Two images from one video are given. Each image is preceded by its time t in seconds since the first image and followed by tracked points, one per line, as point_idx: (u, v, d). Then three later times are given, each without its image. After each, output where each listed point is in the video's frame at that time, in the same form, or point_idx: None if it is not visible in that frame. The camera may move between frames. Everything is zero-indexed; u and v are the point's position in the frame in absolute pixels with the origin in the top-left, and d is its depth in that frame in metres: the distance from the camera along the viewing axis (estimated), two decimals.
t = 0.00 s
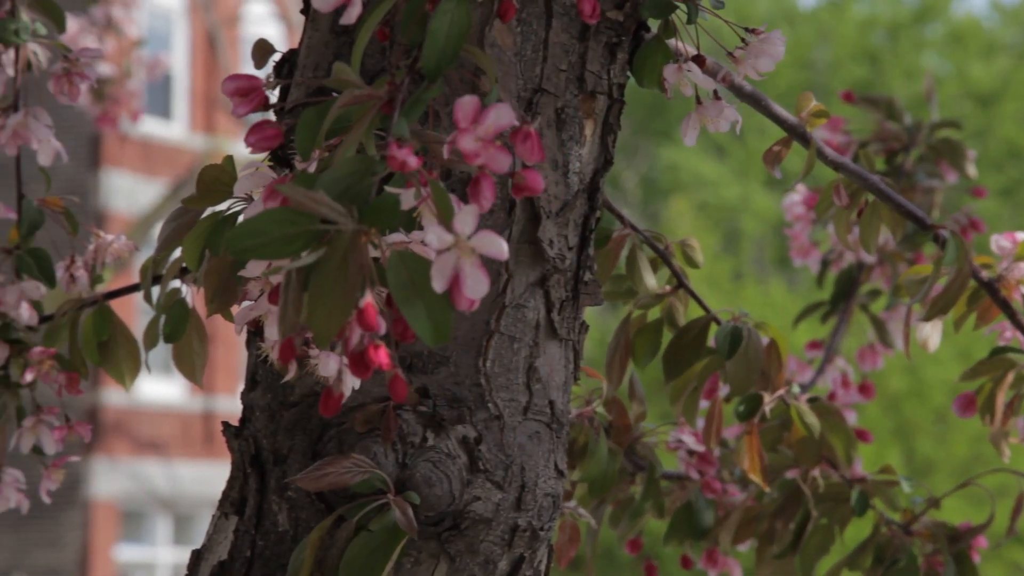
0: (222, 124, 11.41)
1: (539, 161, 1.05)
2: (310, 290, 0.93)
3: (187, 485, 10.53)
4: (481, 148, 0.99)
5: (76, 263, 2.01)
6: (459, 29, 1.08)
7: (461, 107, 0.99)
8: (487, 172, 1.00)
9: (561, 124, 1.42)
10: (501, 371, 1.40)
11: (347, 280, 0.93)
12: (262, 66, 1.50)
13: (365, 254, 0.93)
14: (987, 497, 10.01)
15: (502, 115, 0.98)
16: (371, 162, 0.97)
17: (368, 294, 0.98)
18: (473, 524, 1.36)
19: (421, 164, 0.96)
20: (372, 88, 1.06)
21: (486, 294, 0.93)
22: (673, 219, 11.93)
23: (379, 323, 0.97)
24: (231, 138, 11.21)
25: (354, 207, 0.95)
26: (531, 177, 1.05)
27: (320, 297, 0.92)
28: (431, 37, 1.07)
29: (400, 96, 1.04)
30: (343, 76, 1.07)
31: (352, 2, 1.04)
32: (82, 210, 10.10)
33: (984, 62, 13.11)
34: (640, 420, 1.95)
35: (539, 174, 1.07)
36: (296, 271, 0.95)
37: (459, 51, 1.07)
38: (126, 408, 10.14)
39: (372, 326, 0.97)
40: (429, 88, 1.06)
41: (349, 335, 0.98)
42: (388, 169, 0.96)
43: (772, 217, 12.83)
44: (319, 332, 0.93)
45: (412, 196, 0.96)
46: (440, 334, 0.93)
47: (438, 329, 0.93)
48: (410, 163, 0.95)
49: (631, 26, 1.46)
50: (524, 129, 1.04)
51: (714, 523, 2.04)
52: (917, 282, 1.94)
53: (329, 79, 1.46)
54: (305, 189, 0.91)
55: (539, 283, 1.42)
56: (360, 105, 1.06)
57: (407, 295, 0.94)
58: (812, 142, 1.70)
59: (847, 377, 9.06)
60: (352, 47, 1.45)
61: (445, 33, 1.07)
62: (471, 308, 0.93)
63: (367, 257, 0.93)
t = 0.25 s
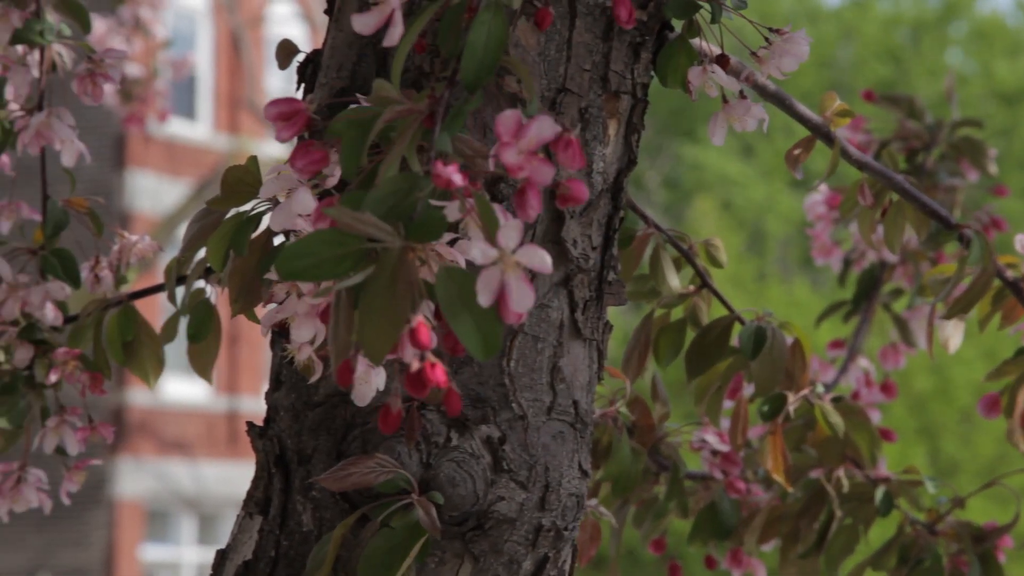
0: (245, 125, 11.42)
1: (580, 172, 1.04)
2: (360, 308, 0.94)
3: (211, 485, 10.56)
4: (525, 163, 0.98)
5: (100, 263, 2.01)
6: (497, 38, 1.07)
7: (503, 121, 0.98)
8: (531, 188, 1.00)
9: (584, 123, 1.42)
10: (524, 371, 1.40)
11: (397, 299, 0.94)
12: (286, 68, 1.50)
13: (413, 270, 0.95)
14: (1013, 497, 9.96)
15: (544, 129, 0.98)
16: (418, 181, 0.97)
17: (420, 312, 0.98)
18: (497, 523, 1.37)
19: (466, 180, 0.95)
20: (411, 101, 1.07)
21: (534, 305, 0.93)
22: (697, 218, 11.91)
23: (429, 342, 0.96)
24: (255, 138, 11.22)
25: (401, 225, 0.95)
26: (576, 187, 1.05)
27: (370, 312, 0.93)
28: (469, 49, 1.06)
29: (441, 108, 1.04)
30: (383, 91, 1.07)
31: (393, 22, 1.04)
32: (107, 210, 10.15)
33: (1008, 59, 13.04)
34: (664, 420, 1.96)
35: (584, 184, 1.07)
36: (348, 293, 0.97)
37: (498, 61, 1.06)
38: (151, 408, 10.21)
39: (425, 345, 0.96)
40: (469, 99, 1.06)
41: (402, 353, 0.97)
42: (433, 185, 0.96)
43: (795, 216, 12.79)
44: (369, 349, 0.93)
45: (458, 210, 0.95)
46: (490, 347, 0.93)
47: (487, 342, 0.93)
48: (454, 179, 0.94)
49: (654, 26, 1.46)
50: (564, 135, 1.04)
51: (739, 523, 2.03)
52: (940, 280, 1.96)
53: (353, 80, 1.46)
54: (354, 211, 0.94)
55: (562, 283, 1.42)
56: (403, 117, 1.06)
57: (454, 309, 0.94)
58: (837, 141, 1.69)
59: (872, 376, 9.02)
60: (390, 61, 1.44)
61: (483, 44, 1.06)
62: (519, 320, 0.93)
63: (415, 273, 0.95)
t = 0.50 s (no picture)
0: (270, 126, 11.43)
1: (573, 154, 1.04)
2: (336, 274, 0.94)
3: (236, 485, 10.59)
4: (515, 134, 0.99)
5: (125, 264, 2.02)
6: (495, 18, 1.07)
7: (496, 90, 0.99)
8: (519, 162, 1.00)
9: (609, 125, 1.42)
10: (549, 371, 1.40)
11: (376, 265, 0.93)
12: (310, 70, 1.49)
13: (393, 238, 0.95)
14: None
15: (536, 101, 0.98)
16: (406, 150, 1.01)
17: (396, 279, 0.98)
18: (522, 525, 1.36)
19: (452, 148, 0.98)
20: (406, 77, 1.07)
21: (514, 276, 0.95)
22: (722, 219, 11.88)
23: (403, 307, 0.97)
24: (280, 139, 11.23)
25: (388, 195, 1.00)
26: (564, 165, 1.04)
27: (345, 280, 0.93)
28: (466, 29, 1.06)
29: (435, 85, 1.06)
30: (376, 65, 1.06)
31: None
32: (133, 211, 10.20)
33: None
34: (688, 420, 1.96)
35: (572, 163, 1.05)
36: (324, 259, 0.98)
37: (496, 39, 1.06)
38: (176, 408, 10.19)
39: (400, 312, 0.97)
40: (464, 77, 1.07)
41: (376, 319, 0.98)
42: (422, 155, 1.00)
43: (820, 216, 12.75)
44: (342, 312, 0.93)
45: (447, 181, 0.98)
46: (466, 319, 0.93)
47: (462, 316, 0.93)
48: (439, 145, 0.97)
49: (679, 26, 1.46)
50: (557, 120, 1.04)
51: (762, 524, 2.05)
52: (968, 282, 1.94)
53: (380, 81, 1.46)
54: (339, 174, 0.96)
55: (588, 284, 1.42)
56: (399, 94, 1.07)
57: (433, 279, 0.93)
58: (862, 140, 1.69)
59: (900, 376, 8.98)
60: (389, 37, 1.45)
61: (481, 23, 1.06)
62: (498, 293, 0.94)
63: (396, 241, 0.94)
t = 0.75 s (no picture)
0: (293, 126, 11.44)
1: (576, 171, 1.06)
2: (339, 288, 0.95)
3: (260, 485, 10.65)
4: (520, 152, 0.98)
5: (147, 264, 2.02)
6: (505, 29, 1.06)
7: (501, 109, 0.98)
8: (524, 178, 1.00)
9: (633, 124, 1.42)
10: (573, 371, 1.40)
11: (380, 279, 0.94)
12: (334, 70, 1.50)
13: (400, 251, 0.96)
14: None
15: (541, 121, 0.98)
16: (413, 165, 1.01)
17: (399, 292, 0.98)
18: (546, 525, 1.36)
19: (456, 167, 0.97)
20: (416, 87, 1.09)
21: (516, 297, 0.95)
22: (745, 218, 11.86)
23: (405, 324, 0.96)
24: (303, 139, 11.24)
25: (393, 207, 0.99)
26: (569, 186, 1.06)
27: (349, 296, 0.94)
28: (476, 37, 1.06)
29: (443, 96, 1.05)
30: (387, 73, 1.08)
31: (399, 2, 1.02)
32: (156, 211, 10.25)
33: None
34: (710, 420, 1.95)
35: (577, 183, 1.07)
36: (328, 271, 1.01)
37: (505, 53, 1.06)
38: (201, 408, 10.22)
39: (401, 330, 0.96)
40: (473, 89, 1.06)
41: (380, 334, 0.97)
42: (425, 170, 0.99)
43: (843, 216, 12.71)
44: (346, 326, 0.94)
45: (451, 188, 0.99)
46: (469, 336, 0.94)
47: (467, 331, 0.94)
48: (442, 167, 0.96)
49: (703, 25, 1.47)
50: (564, 133, 1.06)
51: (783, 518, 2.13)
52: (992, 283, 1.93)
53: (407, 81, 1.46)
54: (343, 190, 0.95)
55: (611, 284, 1.42)
56: (402, 109, 1.09)
57: (436, 296, 0.94)
58: (885, 140, 1.69)
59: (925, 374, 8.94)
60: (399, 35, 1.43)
61: (491, 34, 1.06)
62: (501, 313, 0.95)
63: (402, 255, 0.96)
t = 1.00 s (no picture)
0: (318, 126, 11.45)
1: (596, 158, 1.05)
2: (358, 264, 0.97)
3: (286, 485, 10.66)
4: (538, 127, 0.99)
5: (171, 265, 2.03)
6: (525, 11, 1.07)
7: (517, 81, 0.99)
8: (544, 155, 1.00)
9: (656, 124, 1.42)
10: (597, 372, 1.40)
11: (397, 254, 0.97)
12: (359, 71, 1.50)
13: (418, 229, 0.98)
14: None
15: (559, 94, 0.99)
16: (433, 143, 1.02)
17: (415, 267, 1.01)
18: (570, 525, 1.36)
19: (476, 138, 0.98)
20: (436, 68, 1.09)
21: (538, 267, 0.94)
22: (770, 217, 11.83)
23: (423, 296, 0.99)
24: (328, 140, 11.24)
25: (413, 184, 1.00)
26: (589, 160, 1.04)
27: (367, 275, 0.97)
28: (497, 22, 1.07)
29: (463, 78, 1.05)
30: (405, 55, 1.09)
31: None
32: (181, 212, 10.31)
33: None
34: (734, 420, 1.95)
35: (598, 156, 1.06)
36: (348, 248, 1.03)
37: (526, 36, 1.07)
38: (225, 408, 10.25)
39: (418, 299, 0.99)
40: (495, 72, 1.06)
41: (396, 309, 1.01)
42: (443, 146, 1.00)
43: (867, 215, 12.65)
44: (363, 302, 0.97)
45: (471, 173, 0.99)
46: (489, 312, 0.94)
47: (487, 307, 0.94)
48: (462, 135, 0.98)
49: (727, 25, 1.47)
50: (587, 115, 1.05)
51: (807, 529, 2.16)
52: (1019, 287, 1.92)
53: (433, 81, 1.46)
54: (361, 162, 0.96)
55: (635, 283, 1.42)
56: (426, 85, 1.09)
57: (456, 269, 0.95)
58: (909, 140, 1.69)
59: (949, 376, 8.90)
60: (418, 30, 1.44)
61: (511, 19, 1.07)
62: (521, 286, 0.95)
63: (422, 233, 0.98)
